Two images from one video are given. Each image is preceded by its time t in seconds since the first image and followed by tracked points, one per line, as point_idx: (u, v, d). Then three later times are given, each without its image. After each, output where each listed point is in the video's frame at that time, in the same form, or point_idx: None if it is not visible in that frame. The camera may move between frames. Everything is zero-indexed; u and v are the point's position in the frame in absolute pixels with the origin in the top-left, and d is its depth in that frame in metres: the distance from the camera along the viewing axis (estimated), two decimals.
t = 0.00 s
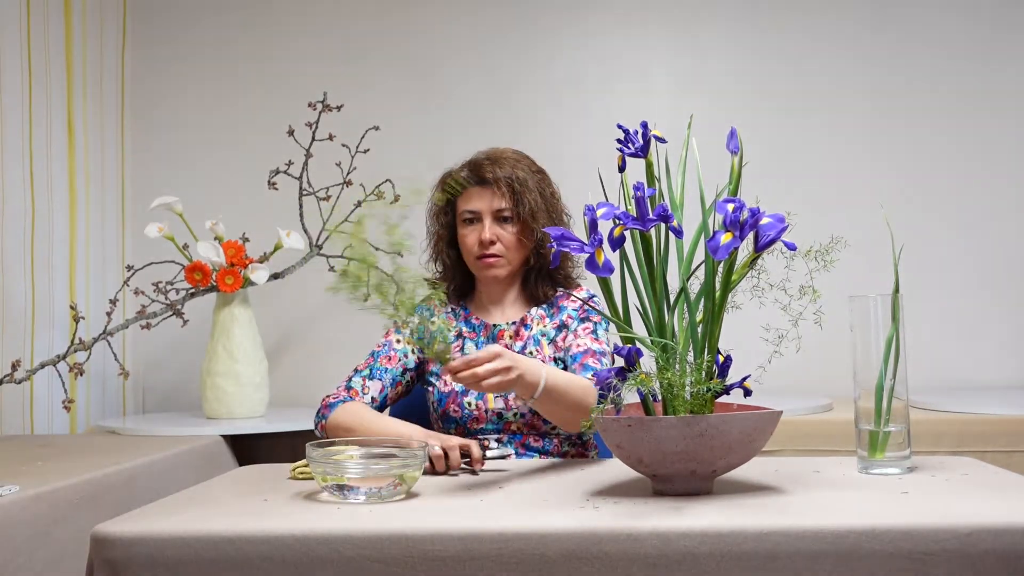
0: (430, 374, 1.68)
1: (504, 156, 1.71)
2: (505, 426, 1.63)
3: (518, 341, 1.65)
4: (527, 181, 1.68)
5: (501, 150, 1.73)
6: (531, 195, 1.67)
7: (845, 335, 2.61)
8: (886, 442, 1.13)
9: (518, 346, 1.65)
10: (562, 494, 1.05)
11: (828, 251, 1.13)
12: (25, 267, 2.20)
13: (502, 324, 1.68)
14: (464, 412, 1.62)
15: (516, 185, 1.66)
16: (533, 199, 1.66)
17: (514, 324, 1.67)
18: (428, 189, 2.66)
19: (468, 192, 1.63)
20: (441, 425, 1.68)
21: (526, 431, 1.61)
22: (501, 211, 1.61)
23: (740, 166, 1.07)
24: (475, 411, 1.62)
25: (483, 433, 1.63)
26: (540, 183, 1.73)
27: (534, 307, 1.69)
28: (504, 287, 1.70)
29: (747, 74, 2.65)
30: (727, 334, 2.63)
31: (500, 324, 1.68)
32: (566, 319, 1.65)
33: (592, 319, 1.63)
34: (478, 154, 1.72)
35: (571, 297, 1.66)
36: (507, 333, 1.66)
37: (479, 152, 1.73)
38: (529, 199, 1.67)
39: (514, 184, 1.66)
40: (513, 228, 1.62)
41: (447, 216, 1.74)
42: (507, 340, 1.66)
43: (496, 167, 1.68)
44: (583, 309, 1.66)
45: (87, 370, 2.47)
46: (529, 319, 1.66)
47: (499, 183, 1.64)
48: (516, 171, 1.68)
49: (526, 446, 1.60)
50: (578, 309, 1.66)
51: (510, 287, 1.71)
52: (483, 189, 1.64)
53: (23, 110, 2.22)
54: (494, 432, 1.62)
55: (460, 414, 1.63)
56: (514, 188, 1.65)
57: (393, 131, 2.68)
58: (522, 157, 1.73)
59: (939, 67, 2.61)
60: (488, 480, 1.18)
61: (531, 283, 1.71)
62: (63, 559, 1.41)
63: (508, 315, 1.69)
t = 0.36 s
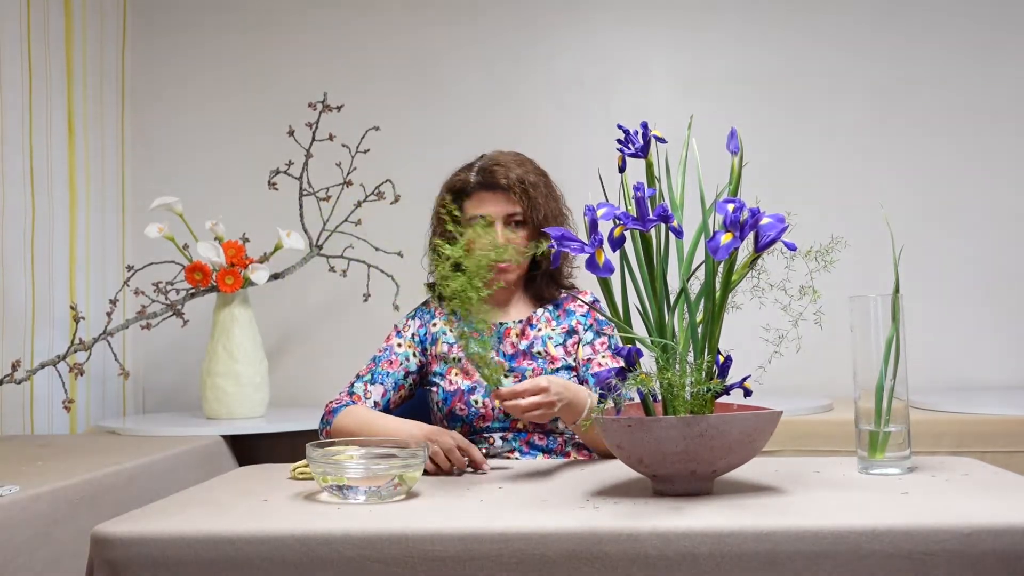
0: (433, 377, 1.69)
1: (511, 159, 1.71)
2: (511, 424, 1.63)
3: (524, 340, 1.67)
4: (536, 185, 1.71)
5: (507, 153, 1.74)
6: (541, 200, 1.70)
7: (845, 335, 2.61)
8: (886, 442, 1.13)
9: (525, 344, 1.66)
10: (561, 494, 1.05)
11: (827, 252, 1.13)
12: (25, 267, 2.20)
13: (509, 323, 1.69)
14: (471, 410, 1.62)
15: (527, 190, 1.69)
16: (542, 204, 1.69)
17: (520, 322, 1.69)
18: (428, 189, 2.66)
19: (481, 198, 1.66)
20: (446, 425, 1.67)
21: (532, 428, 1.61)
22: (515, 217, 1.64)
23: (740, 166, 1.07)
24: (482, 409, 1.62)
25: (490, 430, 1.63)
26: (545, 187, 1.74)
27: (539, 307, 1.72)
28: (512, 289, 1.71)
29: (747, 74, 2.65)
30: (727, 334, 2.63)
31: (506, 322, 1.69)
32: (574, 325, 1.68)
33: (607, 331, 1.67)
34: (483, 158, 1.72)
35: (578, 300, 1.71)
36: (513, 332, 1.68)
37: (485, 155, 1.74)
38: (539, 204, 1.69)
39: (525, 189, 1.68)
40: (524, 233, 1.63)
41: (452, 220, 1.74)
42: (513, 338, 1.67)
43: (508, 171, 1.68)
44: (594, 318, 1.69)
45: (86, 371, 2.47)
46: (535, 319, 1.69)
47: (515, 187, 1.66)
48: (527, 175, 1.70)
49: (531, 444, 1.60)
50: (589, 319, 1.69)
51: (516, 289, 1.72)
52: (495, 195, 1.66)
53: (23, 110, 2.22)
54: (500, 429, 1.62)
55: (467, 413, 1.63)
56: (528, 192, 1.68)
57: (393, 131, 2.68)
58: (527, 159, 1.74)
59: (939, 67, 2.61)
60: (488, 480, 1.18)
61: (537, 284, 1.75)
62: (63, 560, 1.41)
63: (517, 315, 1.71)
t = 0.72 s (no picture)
0: (435, 375, 1.69)
1: (507, 163, 1.71)
2: (513, 424, 1.63)
3: (527, 340, 1.67)
4: (533, 187, 1.70)
5: (504, 155, 1.73)
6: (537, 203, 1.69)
7: (845, 335, 2.61)
8: (886, 442, 1.13)
9: (528, 344, 1.67)
10: (562, 494, 1.05)
11: (828, 251, 1.13)
12: (25, 267, 2.20)
13: (511, 323, 1.68)
14: (473, 409, 1.62)
15: (522, 194, 1.68)
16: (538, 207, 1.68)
17: (522, 322, 1.69)
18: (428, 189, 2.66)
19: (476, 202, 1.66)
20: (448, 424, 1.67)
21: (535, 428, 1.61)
22: (511, 221, 1.64)
23: (740, 166, 1.07)
24: (484, 408, 1.62)
25: (492, 429, 1.63)
26: (542, 188, 1.73)
27: (541, 307, 1.72)
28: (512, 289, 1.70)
29: (747, 74, 2.65)
30: (727, 334, 2.63)
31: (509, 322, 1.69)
32: (576, 325, 1.68)
33: (609, 334, 1.67)
34: (480, 161, 1.71)
35: (580, 301, 1.71)
36: (516, 331, 1.68)
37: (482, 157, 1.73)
38: (535, 207, 1.69)
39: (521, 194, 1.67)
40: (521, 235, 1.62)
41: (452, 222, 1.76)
42: (516, 338, 1.67)
43: (502, 174, 1.68)
44: (596, 319, 1.69)
45: (86, 371, 2.47)
46: (538, 319, 1.69)
47: (508, 192, 1.66)
48: (523, 178, 1.69)
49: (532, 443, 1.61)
50: (591, 320, 1.69)
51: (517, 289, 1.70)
52: (491, 199, 1.67)
53: (23, 110, 2.22)
54: (502, 429, 1.62)
55: (469, 412, 1.63)
56: (523, 196, 1.67)
57: (393, 131, 2.68)
58: (523, 161, 1.73)
59: (939, 66, 2.61)
60: (488, 480, 1.18)
61: (538, 284, 1.74)
62: (63, 560, 1.41)
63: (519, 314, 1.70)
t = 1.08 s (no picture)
0: (434, 375, 1.71)
1: (500, 164, 1.71)
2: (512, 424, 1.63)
3: (525, 339, 1.67)
4: (525, 188, 1.70)
5: (497, 157, 1.73)
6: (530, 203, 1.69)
7: (845, 335, 2.61)
8: (886, 442, 1.13)
9: (525, 343, 1.66)
10: (562, 494, 1.05)
11: (827, 251, 1.13)
12: (25, 267, 2.20)
13: (509, 321, 1.69)
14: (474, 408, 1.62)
15: (514, 195, 1.68)
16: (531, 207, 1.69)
17: (520, 321, 1.69)
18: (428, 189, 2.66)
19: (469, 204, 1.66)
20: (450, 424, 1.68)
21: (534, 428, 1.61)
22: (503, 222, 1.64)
23: (740, 166, 1.07)
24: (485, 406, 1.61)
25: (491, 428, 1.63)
26: (536, 189, 1.74)
27: (538, 307, 1.72)
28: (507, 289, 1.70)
29: (747, 74, 2.65)
30: (726, 335, 2.63)
31: (507, 322, 1.69)
32: (573, 324, 1.68)
33: (603, 334, 1.67)
34: (473, 162, 1.71)
35: (578, 301, 1.70)
36: (513, 330, 1.67)
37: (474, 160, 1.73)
38: (528, 207, 1.69)
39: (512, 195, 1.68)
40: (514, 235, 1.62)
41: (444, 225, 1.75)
42: (514, 336, 1.67)
43: (494, 175, 1.67)
44: (592, 318, 1.69)
45: (86, 371, 2.47)
46: (535, 318, 1.69)
47: (499, 193, 1.66)
48: (515, 179, 1.69)
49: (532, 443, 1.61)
50: (587, 318, 1.69)
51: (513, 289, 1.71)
52: (483, 201, 1.66)
53: (23, 111, 2.22)
54: (501, 429, 1.62)
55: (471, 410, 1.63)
56: (514, 197, 1.67)
57: (393, 131, 2.68)
58: (516, 163, 1.73)
59: (939, 66, 2.61)
60: (488, 480, 1.18)
61: (534, 284, 1.74)
62: (63, 560, 1.41)
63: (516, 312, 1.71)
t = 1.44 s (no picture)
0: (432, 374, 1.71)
1: (501, 162, 1.71)
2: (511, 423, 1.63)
3: (524, 338, 1.67)
4: (525, 186, 1.69)
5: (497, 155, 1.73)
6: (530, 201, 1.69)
7: (845, 335, 2.61)
8: (886, 443, 1.12)
9: (524, 342, 1.66)
10: (562, 494, 1.05)
11: (827, 251, 1.13)
12: (25, 267, 2.20)
13: (508, 321, 1.68)
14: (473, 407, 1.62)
15: (515, 193, 1.68)
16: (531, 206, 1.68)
17: (519, 321, 1.69)
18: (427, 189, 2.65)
19: (468, 202, 1.66)
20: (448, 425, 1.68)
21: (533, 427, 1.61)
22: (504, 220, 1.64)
23: (740, 166, 1.07)
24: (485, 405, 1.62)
25: (490, 428, 1.63)
26: (536, 188, 1.74)
27: (536, 307, 1.71)
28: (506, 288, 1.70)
29: (747, 73, 2.65)
30: (726, 334, 2.63)
31: (506, 321, 1.69)
32: (571, 324, 1.68)
33: (601, 333, 1.67)
34: (473, 161, 1.71)
35: (577, 300, 1.70)
36: (512, 330, 1.68)
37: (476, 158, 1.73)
38: (528, 206, 1.69)
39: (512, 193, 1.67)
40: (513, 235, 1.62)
41: (443, 224, 1.74)
42: (512, 336, 1.67)
43: (494, 174, 1.67)
44: (591, 317, 1.69)
45: (86, 370, 2.47)
46: (533, 318, 1.68)
47: (500, 191, 1.65)
48: (516, 178, 1.69)
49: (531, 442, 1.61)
50: (585, 317, 1.69)
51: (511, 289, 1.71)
52: (482, 199, 1.66)
53: (22, 111, 2.22)
54: (500, 429, 1.62)
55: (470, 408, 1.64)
56: (515, 195, 1.67)
57: (392, 131, 2.68)
58: (517, 161, 1.73)
59: (939, 66, 2.61)
60: (488, 481, 1.17)
61: (533, 284, 1.74)
62: (63, 560, 1.41)
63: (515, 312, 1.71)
